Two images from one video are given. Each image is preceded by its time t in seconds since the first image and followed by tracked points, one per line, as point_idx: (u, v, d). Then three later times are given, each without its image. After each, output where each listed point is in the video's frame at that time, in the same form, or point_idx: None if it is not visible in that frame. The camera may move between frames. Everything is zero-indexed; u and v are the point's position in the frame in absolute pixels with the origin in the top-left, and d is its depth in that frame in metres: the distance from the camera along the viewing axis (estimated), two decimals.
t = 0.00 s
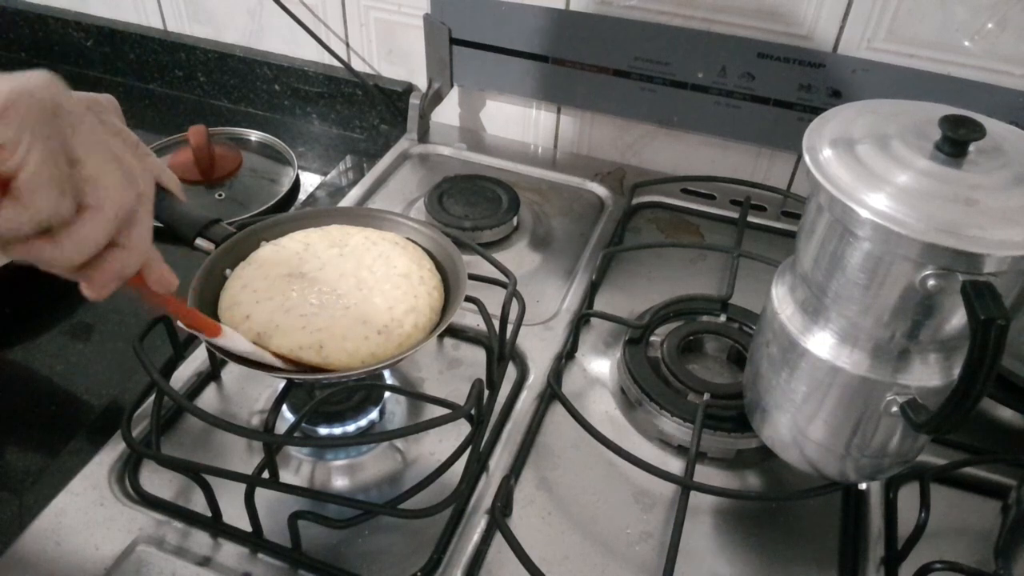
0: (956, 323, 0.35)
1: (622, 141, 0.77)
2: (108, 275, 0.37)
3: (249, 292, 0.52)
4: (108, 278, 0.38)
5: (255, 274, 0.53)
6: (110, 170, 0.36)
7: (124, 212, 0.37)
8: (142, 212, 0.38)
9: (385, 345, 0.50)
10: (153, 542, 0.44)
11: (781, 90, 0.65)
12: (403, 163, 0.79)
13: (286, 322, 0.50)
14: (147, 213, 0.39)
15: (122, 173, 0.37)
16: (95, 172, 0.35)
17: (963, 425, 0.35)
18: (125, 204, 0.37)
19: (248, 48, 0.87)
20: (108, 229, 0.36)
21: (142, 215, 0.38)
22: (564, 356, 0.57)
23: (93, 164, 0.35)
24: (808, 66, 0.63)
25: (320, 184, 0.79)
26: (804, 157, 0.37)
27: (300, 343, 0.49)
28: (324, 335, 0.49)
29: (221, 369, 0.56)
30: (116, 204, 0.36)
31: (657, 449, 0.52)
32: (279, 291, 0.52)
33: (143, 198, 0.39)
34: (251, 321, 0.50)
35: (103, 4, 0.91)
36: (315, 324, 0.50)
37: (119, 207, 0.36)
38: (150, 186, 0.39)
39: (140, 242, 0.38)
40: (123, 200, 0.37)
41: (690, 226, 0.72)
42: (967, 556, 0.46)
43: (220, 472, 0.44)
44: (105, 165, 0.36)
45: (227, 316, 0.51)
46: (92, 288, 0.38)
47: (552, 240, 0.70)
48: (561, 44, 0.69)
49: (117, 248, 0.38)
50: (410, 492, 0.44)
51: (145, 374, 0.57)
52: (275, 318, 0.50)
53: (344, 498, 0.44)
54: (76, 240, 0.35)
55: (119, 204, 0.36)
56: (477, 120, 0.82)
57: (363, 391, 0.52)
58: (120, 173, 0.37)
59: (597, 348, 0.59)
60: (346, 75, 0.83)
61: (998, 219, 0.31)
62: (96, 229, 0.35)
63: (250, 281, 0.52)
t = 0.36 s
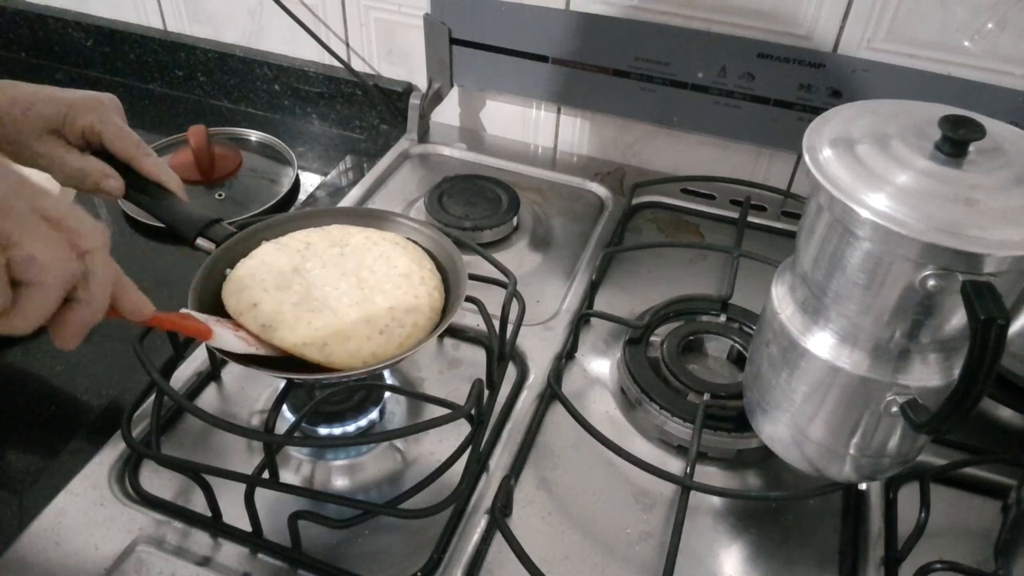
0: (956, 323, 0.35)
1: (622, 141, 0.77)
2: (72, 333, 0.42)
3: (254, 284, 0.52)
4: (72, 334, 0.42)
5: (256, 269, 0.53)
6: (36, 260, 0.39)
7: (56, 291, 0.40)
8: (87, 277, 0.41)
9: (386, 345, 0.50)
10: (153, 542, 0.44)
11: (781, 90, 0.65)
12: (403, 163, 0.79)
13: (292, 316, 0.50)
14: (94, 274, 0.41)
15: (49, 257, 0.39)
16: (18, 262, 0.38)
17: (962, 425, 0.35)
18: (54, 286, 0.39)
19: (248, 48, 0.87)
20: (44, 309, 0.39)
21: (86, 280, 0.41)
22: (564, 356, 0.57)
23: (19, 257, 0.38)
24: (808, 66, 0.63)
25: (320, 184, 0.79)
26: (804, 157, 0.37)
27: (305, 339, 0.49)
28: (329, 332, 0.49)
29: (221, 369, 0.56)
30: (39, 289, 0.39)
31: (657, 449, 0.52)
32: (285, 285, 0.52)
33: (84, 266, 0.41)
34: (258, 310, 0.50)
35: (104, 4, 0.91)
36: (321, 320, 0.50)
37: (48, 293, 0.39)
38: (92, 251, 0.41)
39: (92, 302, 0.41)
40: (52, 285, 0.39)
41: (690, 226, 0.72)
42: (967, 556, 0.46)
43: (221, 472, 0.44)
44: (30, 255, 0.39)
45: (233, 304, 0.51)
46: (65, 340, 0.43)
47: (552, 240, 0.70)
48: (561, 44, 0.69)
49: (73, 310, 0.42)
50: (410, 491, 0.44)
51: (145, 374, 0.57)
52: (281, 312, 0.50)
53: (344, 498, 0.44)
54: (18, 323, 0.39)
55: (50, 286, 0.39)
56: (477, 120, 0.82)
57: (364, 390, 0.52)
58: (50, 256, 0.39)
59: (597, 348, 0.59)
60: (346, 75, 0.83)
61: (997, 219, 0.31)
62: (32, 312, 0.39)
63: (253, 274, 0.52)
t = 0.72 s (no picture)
0: (956, 323, 0.35)
1: (622, 141, 0.77)
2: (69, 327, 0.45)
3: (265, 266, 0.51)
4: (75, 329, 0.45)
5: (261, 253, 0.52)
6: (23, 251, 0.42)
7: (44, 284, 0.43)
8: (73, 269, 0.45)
9: (388, 345, 0.50)
10: (153, 542, 0.44)
11: (781, 90, 0.65)
12: (403, 163, 0.79)
13: (306, 303, 0.50)
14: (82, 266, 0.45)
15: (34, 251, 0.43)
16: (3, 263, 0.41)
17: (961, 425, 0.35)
18: (44, 277, 0.43)
19: (248, 48, 0.87)
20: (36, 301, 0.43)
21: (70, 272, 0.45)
22: (564, 356, 0.57)
23: None
24: (808, 66, 0.63)
25: (320, 184, 0.79)
26: (804, 157, 0.37)
27: (316, 331, 0.49)
28: (339, 325, 0.50)
29: (221, 369, 0.56)
30: (30, 280, 0.42)
31: (657, 449, 0.52)
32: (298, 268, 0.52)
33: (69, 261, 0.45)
34: (275, 288, 0.50)
35: (104, 4, 0.91)
36: (332, 311, 0.50)
37: (36, 286, 0.42)
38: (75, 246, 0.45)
39: (87, 290, 0.45)
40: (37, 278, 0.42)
41: (689, 226, 0.72)
42: (967, 556, 0.46)
43: (221, 472, 0.44)
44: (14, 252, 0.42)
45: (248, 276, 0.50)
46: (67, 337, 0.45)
47: (552, 240, 0.70)
48: (561, 45, 0.69)
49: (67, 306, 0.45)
50: (410, 491, 0.44)
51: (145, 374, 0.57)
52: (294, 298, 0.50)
53: (344, 498, 0.44)
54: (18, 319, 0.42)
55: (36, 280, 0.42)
56: (478, 120, 0.82)
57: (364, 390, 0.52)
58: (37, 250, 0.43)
59: (597, 348, 0.59)
60: (346, 75, 0.83)
61: (998, 220, 0.31)
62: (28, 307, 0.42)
63: (261, 259, 0.51)
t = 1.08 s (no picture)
0: (956, 323, 0.35)
1: (622, 141, 0.77)
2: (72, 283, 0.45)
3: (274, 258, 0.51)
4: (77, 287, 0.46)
5: (272, 244, 0.52)
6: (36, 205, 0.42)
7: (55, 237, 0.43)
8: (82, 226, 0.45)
9: (390, 345, 0.50)
10: (153, 542, 0.44)
11: (781, 90, 0.65)
12: (403, 163, 0.79)
13: (311, 301, 0.50)
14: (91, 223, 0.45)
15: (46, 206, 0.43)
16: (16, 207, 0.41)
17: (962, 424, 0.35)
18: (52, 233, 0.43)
19: (248, 48, 0.87)
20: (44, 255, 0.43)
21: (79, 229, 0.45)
22: (564, 356, 0.57)
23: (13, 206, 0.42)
24: (808, 66, 0.63)
25: (320, 184, 0.79)
26: (804, 157, 0.37)
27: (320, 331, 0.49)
28: (343, 326, 0.50)
29: (221, 369, 0.56)
30: (39, 231, 0.42)
31: (657, 448, 0.52)
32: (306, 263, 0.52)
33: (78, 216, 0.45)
34: (287, 279, 0.50)
35: (104, 4, 0.91)
36: (340, 309, 0.51)
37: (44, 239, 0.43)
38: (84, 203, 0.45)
39: (94, 250, 0.45)
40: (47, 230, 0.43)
41: (690, 225, 0.72)
42: (967, 556, 0.46)
43: (221, 472, 0.44)
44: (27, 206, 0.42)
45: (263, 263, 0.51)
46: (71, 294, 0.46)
47: (552, 240, 0.70)
48: (561, 45, 0.69)
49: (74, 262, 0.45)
50: (410, 491, 0.44)
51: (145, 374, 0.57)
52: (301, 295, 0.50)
53: (344, 498, 0.44)
54: (26, 274, 0.43)
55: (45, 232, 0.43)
56: (478, 120, 0.82)
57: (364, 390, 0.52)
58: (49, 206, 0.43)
59: (597, 348, 0.59)
60: (346, 75, 0.83)
61: (998, 219, 0.31)
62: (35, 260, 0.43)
63: (275, 248, 0.52)
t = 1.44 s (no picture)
0: (956, 323, 0.35)
1: (622, 141, 0.77)
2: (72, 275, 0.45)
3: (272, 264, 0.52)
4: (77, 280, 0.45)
5: (273, 246, 0.53)
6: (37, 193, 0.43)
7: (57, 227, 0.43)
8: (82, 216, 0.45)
9: (389, 346, 0.50)
10: (153, 542, 0.44)
11: (781, 90, 0.65)
12: (403, 163, 0.79)
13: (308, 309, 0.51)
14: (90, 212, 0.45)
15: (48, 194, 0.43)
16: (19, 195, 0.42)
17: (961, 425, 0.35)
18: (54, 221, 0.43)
19: (248, 48, 0.87)
20: (45, 245, 0.43)
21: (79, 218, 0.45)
22: (564, 356, 0.57)
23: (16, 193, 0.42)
24: (808, 66, 0.63)
25: (320, 184, 0.79)
26: (804, 157, 0.37)
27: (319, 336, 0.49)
28: (343, 330, 0.50)
29: (221, 369, 0.56)
30: (41, 219, 0.42)
31: (657, 448, 0.52)
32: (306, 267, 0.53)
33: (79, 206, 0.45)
34: (288, 283, 0.51)
35: (104, 4, 0.91)
36: (340, 312, 0.51)
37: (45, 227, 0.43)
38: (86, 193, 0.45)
39: (94, 243, 0.45)
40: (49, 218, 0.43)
41: (689, 226, 0.72)
42: (967, 556, 0.46)
43: (221, 471, 0.44)
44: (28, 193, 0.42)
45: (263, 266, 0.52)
46: (66, 289, 0.46)
47: (552, 240, 0.70)
48: (561, 45, 0.69)
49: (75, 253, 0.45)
50: (410, 491, 0.44)
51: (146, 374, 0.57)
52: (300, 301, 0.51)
53: (344, 498, 0.44)
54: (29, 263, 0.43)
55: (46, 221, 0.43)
56: (478, 120, 0.82)
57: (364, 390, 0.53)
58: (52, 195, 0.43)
59: (597, 348, 0.59)
60: (346, 75, 0.83)
61: (997, 220, 0.31)
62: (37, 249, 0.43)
63: (276, 250, 0.53)
